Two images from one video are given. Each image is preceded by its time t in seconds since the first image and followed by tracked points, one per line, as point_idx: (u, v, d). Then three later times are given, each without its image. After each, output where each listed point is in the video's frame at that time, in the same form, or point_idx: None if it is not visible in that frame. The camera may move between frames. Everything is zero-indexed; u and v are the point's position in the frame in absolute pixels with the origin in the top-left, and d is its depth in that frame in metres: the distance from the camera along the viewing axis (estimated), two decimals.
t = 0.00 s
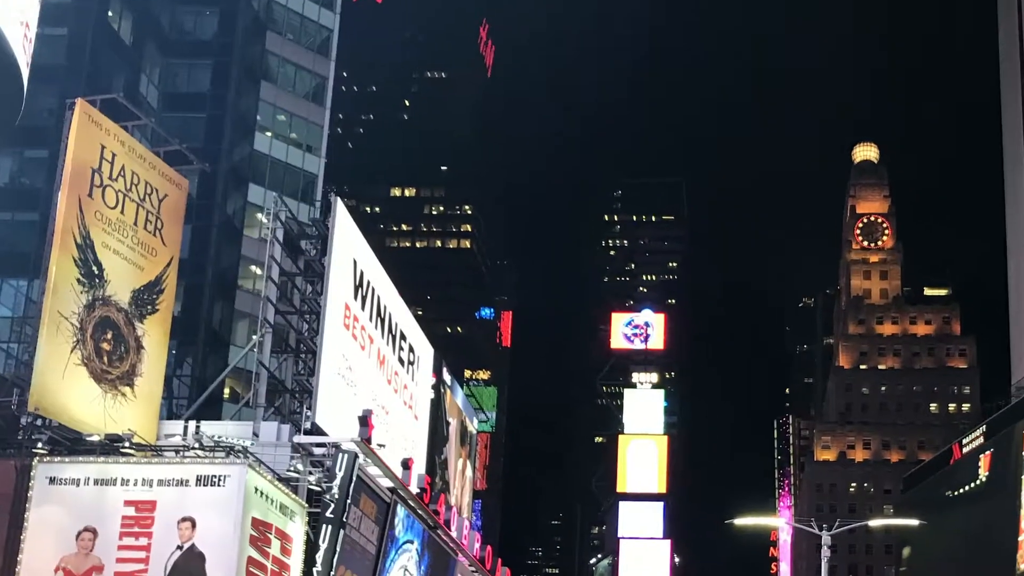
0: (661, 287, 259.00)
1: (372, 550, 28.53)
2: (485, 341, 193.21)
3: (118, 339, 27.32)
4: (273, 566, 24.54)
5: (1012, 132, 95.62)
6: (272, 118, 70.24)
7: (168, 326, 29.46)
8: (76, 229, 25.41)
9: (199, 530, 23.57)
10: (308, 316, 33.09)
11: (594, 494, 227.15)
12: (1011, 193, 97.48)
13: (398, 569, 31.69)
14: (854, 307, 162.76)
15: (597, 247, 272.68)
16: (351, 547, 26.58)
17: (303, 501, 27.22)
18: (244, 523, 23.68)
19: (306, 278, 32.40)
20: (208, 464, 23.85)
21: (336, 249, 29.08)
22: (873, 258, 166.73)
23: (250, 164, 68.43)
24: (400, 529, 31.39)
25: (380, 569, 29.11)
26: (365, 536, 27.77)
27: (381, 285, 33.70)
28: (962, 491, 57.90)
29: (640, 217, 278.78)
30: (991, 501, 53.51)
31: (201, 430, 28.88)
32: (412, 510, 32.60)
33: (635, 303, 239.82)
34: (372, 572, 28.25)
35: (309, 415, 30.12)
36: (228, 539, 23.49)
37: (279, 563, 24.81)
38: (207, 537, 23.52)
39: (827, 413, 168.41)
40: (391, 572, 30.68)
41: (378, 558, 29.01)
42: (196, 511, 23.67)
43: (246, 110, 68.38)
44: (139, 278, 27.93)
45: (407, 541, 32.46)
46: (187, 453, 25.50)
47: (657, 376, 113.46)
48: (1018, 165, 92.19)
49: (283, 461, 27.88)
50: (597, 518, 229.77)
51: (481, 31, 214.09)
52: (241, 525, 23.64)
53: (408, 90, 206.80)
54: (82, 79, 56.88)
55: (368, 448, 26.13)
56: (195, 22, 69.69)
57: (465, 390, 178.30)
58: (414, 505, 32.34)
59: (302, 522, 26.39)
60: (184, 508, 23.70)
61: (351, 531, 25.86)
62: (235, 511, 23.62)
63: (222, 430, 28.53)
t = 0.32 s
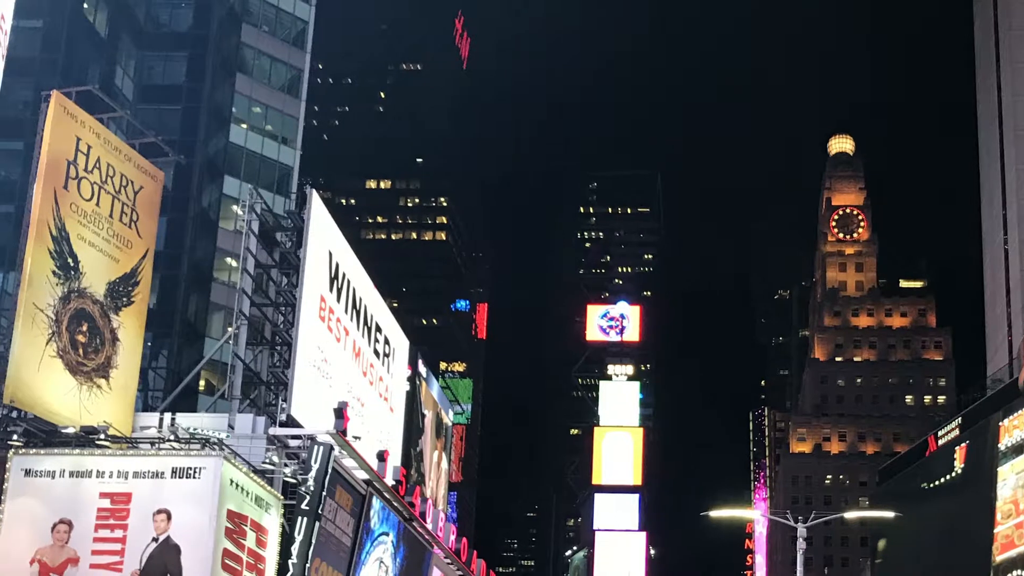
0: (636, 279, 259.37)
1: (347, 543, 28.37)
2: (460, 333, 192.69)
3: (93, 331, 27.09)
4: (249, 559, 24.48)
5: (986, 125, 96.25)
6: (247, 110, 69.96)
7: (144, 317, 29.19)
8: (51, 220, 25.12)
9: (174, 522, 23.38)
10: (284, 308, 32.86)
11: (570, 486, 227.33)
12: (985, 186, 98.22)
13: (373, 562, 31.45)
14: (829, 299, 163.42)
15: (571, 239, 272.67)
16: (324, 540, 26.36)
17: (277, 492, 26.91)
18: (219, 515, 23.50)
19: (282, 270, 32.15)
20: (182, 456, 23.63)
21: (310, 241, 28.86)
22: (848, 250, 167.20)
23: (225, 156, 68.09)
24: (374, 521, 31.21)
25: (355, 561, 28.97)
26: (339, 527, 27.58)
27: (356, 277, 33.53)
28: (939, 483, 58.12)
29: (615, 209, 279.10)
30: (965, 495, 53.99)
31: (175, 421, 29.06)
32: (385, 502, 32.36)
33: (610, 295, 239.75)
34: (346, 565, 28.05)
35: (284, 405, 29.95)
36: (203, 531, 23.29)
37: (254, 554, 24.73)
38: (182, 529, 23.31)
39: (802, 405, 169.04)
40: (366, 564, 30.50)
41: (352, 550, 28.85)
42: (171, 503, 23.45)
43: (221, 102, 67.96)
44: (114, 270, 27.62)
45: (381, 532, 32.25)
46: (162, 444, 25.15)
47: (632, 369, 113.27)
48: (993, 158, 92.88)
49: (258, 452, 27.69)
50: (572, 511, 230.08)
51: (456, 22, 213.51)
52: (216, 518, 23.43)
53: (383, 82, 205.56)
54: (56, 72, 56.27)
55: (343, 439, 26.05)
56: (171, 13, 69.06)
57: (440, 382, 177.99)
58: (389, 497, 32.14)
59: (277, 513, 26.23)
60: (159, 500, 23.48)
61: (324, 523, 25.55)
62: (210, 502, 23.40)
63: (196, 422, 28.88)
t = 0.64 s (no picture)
0: (612, 271, 259.67)
1: (323, 534, 28.27)
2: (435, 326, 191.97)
3: (68, 323, 26.81)
4: (224, 552, 23.94)
5: (961, 119, 96.93)
6: (222, 102, 69.56)
7: (119, 310, 28.87)
8: (27, 212, 24.84)
9: (150, 514, 22.63)
10: (260, 300, 32.57)
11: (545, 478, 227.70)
12: (959, 180, 98.97)
13: (348, 554, 31.36)
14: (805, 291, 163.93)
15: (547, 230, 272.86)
16: (300, 532, 26.24)
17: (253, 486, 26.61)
18: (195, 508, 22.79)
19: (257, 263, 31.88)
20: (157, 448, 22.86)
21: (286, 233, 28.68)
22: (823, 242, 167.96)
23: (201, 149, 67.69)
24: (350, 514, 31.17)
25: (329, 556, 28.79)
26: (315, 520, 27.46)
27: (332, 270, 33.33)
28: (915, 475, 58.35)
29: (590, 202, 279.37)
30: (940, 486, 54.38)
31: (152, 415, 28.69)
32: (361, 494, 32.33)
33: (586, 287, 239.40)
34: (322, 558, 27.92)
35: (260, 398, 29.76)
36: (178, 523, 22.57)
37: (230, 547, 24.22)
38: (158, 522, 22.58)
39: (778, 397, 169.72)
40: (341, 557, 30.32)
41: (328, 544, 28.72)
42: (147, 495, 22.70)
43: (197, 94, 67.49)
44: (90, 262, 27.35)
45: (357, 524, 32.22)
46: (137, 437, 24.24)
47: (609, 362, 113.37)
48: (968, 150, 93.43)
49: (234, 444, 27.38)
50: (548, 503, 230.34)
51: (431, 14, 212.87)
52: (192, 510, 22.70)
53: (359, 73, 207.69)
54: (31, 64, 55.49)
55: (319, 432, 26.05)
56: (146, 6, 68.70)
57: (416, 374, 177.80)
58: (364, 489, 32.08)
59: (253, 507, 25.71)
60: (135, 492, 22.73)
61: (299, 516, 25.58)
62: (186, 495, 22.65)
63: (173, 415, 28.38)
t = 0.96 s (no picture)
0: (588, 263, 259.95)
1: (299, 527, 28.22)
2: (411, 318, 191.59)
3: (44, 316, 26.57)
4: (199, 544, 23.62)
5: (937, 112, 97.61)
6: (198, 93, 68.52)
7: (95, 302, 28.63)
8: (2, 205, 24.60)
9: (125, 506, 22.27)
10: (235, 292, 32.29)
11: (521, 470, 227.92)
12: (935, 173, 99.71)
13: (325, 546, 31.43)
14: (781, 284, 164.71)
15: (522, 223, 273.13)
16: (276, 524, 26.34)
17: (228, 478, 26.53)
18: (170, 501, 22.43)
19: (232, 255, 31.65)
20: (132, 440, 22.54)
21: (261, 225, 28.55)
22: (799, 234, 168.98)
23: (176, 141, 66.99)
24: (326, 506, 31.12)
25: (304, 549, 28.72)
26: (290, 513, 27.43)
27: (308, 262, 33.18)
28: (890, 467, 58.74)
29: (566, 193, 279.66)
30: (916, 478, 54.76)
31: (129, 407, 28.46)
32: (338, 487, 32.43)
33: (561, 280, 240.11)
34: (299, 550, 27.91)
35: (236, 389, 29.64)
36: (154, 515, 22.19)
37: (205, 539, 23.90)
38: (135, 514, 22.23)
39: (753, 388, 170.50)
40: (316, 550, 30.20)
41: (303, 536, 28.64)
42: (123, 487, 22.33)
43: (172, 86, 67.19)
44: (66, 254, 27.16)
45: (334, 517, 32.25)
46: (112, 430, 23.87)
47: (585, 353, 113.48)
48: (944, 142, 94.01)
49: (209, 436, 27.20)
50: (524, 494, 230.53)
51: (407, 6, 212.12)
52: (168, 501, 22.35)
53: (334, 65, 209.18)
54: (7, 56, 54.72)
55: (294, 424, 25.82)
56: None
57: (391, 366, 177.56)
58: (341, 482, 32.11)
59: (229, 499, 25.33)
60: (110, 484, 22.36)
61: (276, 508, 25.79)
62: (161, 487, 22.31)
63: (149, 407, 28.38)
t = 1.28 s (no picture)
0: (563, 256, 260.27)
1: (273, 519, 28.21)
2: (387, 310, 191.11)
3: (19, 308, 26.25)
4: (175, 536, 23.15)
5: (912, 105, 98.17)
6: (173, 86, 68.59)
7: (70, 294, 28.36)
8: None
9: (101, 498, 21.68)
10: (210, 284, 31.95)
11: (497, 462, 228.05)
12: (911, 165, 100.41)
13: (299, 539, 31.28)
14: (756, 276, 165.42)
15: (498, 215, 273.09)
16: (250, 517, 26.15)
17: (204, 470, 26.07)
18: (145, 493, 21.83)
19: (208, 246, 31.32)
20: (107, 432, 21.87)
21: (236, 217, 28.26)
22: (774, 227, 169.67)
23: (151, 132, 66.82)
24: (301, 498, 31.01)
25: (281, 539, 28.77)
26: (266, 505, 27.42)
27: (283, 253, 32.96)
28: (866, 459, 59.10)
29: (542, 185, 279.65)
30: (892, 470, 55.12)
31: (104, 399, 27.58)
32: (313, 478, 32.25)
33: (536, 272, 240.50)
34: (273, 542, 27.85)
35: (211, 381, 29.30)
36: (130, 508, 21.62)
37: (181, 531, 23.42)
38: (110, 506, 21.62)
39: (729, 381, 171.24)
40: (292, 542, 30.24)
41: (278, 527, 28.63)
42: (98, 479, 21.74)
43: (147, 78, 66.68)
44: (41, 246, 26.88)
45: (308, 509, 32.04)
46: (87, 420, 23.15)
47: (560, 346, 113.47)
48: (920, 135, 94.59)
49: (185, 428, 26.89)
50: (499, 487, 230.58)
51: None
52: (143, 495, 21.79)
53: (309, 58, 207.07)
54: None
55: (270, 416, 26.20)
56: None
57: (366, 358, 176.94)
58: (315, 473, 31.93)
59: (204, 491, 24.76)
60: (86, 476, 21.72)
61: (249, 500, 25.55)
62: (137, 479, 21.73)
63: (124, 399, 27.34)
